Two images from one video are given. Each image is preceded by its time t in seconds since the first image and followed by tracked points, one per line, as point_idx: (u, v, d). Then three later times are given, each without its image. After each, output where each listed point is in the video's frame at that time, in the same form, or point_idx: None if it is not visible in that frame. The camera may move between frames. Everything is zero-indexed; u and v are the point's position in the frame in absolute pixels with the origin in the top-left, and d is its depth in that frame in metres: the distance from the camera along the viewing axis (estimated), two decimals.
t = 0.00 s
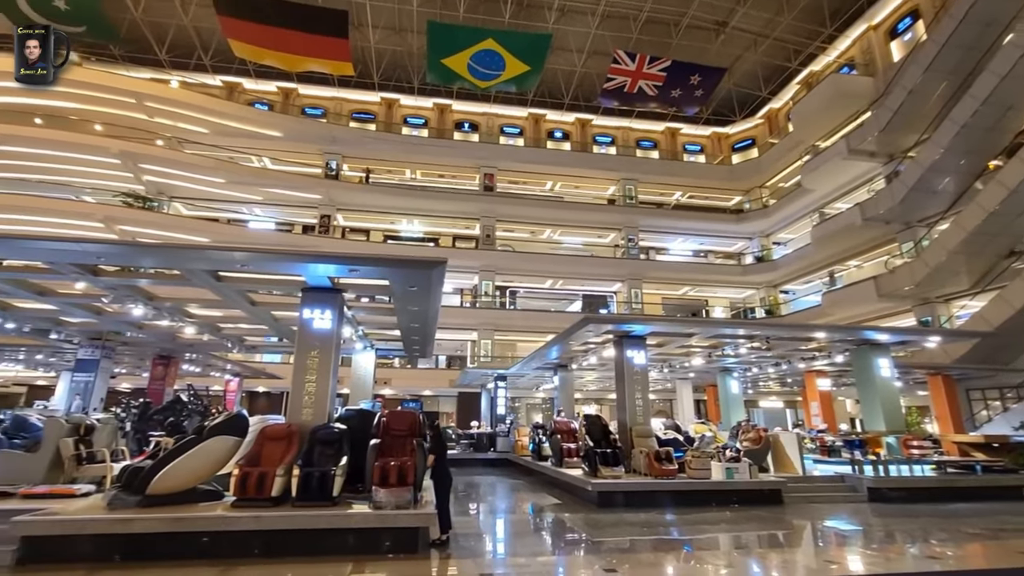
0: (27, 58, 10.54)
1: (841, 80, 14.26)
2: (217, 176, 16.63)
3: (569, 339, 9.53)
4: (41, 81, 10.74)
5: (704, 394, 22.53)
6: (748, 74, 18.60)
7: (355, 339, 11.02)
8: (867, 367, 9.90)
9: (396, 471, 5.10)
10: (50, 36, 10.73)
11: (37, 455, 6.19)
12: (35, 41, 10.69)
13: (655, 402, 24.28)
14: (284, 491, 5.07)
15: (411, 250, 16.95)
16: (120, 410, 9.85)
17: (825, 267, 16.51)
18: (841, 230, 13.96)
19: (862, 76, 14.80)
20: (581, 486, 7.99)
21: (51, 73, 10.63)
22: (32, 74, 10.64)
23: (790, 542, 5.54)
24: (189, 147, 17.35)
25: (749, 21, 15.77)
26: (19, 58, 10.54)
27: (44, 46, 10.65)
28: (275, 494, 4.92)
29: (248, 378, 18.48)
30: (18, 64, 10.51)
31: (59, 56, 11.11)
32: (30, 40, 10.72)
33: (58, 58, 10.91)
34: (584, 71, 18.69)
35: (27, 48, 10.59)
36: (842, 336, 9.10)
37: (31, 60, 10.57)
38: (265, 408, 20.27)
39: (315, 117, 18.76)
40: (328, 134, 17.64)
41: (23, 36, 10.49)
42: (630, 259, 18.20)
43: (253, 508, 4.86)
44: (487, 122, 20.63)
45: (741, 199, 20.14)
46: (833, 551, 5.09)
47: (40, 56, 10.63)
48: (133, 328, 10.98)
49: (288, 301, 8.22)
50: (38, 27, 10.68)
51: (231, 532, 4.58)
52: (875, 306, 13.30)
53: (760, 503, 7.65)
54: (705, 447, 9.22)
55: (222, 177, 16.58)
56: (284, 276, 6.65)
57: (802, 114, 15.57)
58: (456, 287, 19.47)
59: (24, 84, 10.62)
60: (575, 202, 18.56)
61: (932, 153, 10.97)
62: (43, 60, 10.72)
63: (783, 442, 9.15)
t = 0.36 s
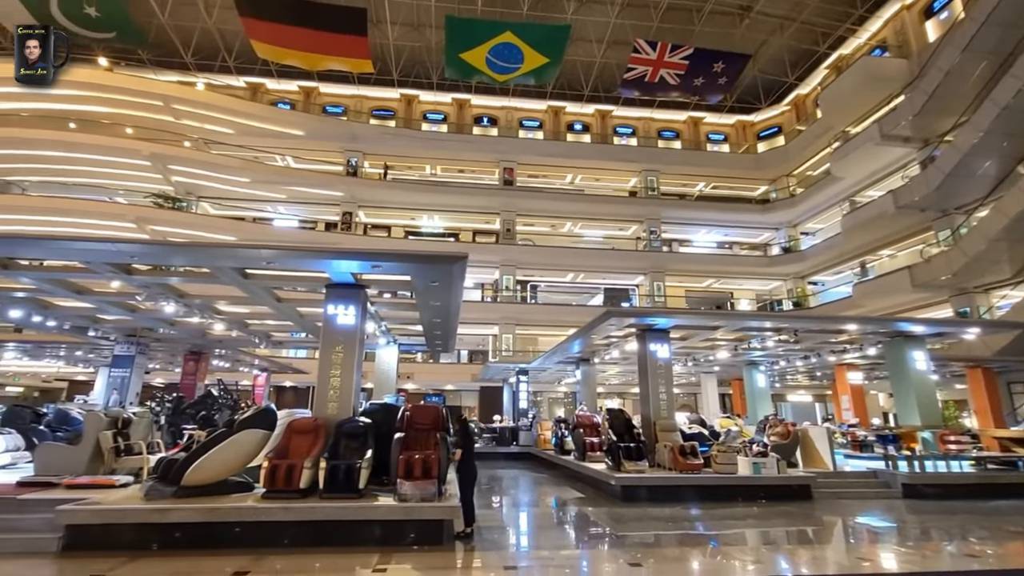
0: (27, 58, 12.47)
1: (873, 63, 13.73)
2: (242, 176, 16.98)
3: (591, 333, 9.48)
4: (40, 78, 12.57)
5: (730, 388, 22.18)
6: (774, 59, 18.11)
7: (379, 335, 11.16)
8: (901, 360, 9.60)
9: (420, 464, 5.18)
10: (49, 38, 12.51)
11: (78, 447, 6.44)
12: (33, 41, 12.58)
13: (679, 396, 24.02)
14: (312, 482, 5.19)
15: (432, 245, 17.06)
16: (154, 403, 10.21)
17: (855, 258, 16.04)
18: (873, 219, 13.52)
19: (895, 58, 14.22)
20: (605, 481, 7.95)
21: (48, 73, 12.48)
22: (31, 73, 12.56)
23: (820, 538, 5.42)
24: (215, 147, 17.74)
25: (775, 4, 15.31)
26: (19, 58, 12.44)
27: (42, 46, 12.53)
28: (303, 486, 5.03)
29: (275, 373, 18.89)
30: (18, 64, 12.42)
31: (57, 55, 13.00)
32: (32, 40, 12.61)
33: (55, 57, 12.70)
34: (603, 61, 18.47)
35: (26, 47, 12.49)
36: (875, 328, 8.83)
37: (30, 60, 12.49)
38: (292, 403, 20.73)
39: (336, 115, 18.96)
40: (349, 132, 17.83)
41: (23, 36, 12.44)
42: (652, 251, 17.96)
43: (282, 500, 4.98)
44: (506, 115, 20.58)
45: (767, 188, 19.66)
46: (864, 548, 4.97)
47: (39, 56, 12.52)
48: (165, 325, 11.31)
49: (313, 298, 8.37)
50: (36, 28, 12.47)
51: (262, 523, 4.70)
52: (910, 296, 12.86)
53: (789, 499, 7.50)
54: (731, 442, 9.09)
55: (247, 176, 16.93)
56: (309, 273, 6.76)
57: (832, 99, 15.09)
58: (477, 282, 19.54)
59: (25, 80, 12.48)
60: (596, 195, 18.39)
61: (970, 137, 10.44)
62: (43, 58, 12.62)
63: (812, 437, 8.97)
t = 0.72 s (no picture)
0: (27, 58, 10.88)
1: (894, 50, 13.36)
2: (258, 175, 17.19)
3: (605, 328, 9.42)
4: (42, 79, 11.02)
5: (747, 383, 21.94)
6: (792, 47, 17.74)
7: (394, 330, 11.24)
8: (924, 354, 9.38)
9: (436, 459, 5.21)
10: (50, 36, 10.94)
11: (104, 441, 6.63)
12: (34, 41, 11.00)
13: (695, 391, 23.84)
14: (330, 477, 5.24)
15: (446, 241, 17.11)
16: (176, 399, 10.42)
17: (877, 249, 15.70)
18: (896, 209, 13.18)
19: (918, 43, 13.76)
20: (621, 476, 7.93)
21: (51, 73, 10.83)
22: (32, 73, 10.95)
23: (840, 535, 5.33)
24: (231, 147, 17.98)
25: None
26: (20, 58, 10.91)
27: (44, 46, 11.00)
28: (321, 480, 5.09)
29: (293, 369, 19.16)
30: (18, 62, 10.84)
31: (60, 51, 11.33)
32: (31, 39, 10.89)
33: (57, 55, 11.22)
34: (617, 54, 18.30)
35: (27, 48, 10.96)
36: (897, 321, 8.65)
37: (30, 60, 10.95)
38: (309, 398, 21.03)
39: (349, 113, 19.07)
40: (362, 129, 17.93)
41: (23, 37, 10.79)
42: (668, 245, 17.77)
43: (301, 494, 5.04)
44: (519, 110, 20.49)
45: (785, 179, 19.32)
46: (887, 545, 4.88)
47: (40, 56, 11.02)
48: (186, 322, 11.51)
49: (328, 294, 8.45)
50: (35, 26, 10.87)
51: (282, 516, 4.78)
52: (933, 289, 12.55)
53: (808, 495, 7.40)
54: (748, 437, 9.00)
55: (264, 175, 17.13)
56: (324, 270, 6.83)
57: (852, 87, 14.74)
58: (491, 277, 19.56)
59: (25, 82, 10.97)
60: (609, 188, 18.26)
61: (995, 124, 9.89)
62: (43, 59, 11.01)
63: (832, 432, 8.84)
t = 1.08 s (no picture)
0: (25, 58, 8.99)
1: (916, 36, 12.98)
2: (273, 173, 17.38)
3: (620, 323, 9.36)
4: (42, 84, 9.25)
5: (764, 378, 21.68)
6: (810, 36, 17.38)
7: (408, 326, 11.32)
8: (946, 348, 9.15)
9: (451, 454, 5.24)
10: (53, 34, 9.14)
11: (128, 436, 6.78)
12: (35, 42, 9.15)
13: (711, 386, 23.62)
14: (347, 470, 5.31)
15: (459, 237, 17.14)
16: (196, 395, 10.60)
17: (898, 241, 15.36)
18: (919, 199, 12.84)
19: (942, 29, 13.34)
20: (636, 471, 7.89)
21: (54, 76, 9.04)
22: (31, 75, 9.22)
23: (860, 532, 5.24)
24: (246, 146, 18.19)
25: None
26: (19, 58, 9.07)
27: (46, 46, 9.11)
28: (338, 474, 5.16)
29: (309, 365, 19.41)
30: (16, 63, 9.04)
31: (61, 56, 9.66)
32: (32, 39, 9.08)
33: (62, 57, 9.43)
34: (630, 46, 18.12)
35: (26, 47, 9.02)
36: (919, 314, 8.46)
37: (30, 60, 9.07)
38: (325, 393, 21.30)
39: (362, 110, 19.15)
40: (375, 127, 18.01)
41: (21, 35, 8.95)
42: (683, 239, 17.57)
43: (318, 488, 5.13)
44: (531, 105, 20.39)
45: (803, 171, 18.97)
46: (909, 542, 4.79)
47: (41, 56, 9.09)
48: (205, 319, 11.69)
49: (343, 290, 8.54)
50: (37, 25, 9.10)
51: (300, 509, 4.85)
52: (957, 281, 12.24)
53: (827, 491, 7.30)
54: (766, 432, 8.90)
55: (279, 173, 17.31)
56: (339, 266, 6.88)
57: (871, 76, 14.43)
58: (504, 273, 19.55)
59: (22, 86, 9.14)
60: (623, 183, 18.10)
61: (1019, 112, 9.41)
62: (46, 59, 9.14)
63: (852, 427, 8.70)
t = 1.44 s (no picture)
0: (28, 58, 12.58)
1: (939, 24, 12.61)
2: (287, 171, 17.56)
3: (633, 319, 9.31)
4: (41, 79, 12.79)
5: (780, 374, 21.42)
6: (828, 24, 17.03)
7: (421, 323, 11.37)
8: (971, 343, 8.98)
9: (464, 449, 5.27)
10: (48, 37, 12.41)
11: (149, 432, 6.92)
12: (34, 41, 12.47)
13: (726, 382, 23.40)
14: (362, 466, 5.36)
15: (471, 233, 17.17)
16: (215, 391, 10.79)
17: (919, 234, 15.04)
18: (940, 190, 12.55)
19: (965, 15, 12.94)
20: (651, 468, 7.85)
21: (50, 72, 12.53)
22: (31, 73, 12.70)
23: (880, 529, 5.16)
24: (261, 145, 18.42)
25: None
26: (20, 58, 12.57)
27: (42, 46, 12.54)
28: (354, 469, 5.21)
29: (325, 362, 19.64)
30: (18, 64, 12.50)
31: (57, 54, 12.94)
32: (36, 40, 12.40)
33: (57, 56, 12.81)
34: (642, 38, 17.99)
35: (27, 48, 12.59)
36: (942, 309, 8.28)
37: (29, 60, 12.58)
38: (341, 389, 21.54)
39: (374, 108, 19.27)
40: (387, 124, 18.09)
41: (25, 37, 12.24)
42: (697, 233, 17.42)
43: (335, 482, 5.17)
44: (543, 100, 20.33)
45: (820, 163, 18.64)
46: (930, 540, 4.71)
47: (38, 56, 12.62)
48: (222, 316, 11.87)
49: (357, 288, 8.61)
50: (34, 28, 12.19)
51: (317, 504, 4.91)
52: (980, 274, 11.96)
53: (846, 489, 7.18)
54: (783, 429, 8.79)
55: (292, 172, 17.50)
56: (353, 264, 6.94)
57: (891, 65, 14.10)
58: (517, 269, 19.56)
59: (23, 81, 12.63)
60: (636, 177, 17.99)
61: None
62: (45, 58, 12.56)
63: (872, 424, 8.55)
